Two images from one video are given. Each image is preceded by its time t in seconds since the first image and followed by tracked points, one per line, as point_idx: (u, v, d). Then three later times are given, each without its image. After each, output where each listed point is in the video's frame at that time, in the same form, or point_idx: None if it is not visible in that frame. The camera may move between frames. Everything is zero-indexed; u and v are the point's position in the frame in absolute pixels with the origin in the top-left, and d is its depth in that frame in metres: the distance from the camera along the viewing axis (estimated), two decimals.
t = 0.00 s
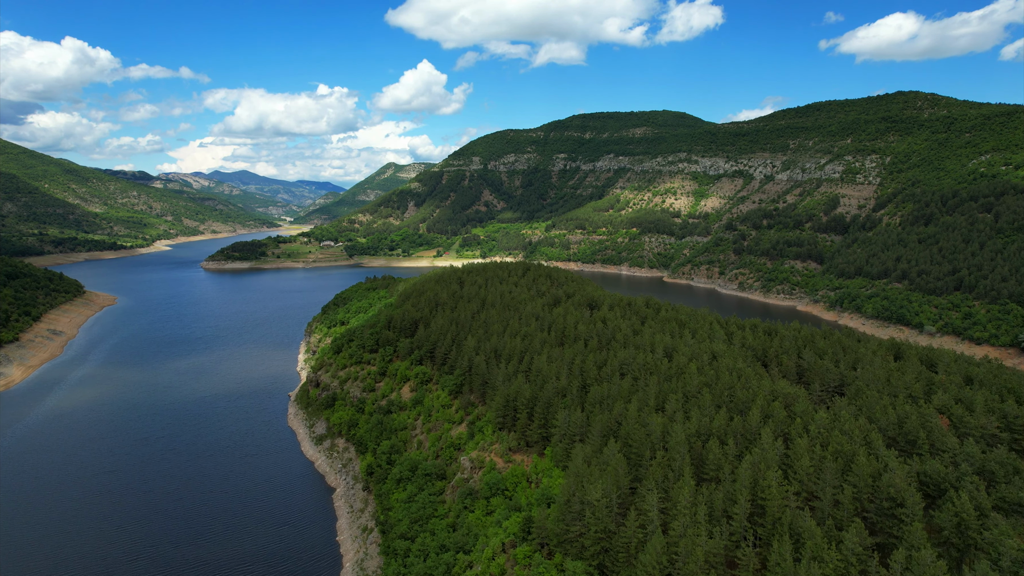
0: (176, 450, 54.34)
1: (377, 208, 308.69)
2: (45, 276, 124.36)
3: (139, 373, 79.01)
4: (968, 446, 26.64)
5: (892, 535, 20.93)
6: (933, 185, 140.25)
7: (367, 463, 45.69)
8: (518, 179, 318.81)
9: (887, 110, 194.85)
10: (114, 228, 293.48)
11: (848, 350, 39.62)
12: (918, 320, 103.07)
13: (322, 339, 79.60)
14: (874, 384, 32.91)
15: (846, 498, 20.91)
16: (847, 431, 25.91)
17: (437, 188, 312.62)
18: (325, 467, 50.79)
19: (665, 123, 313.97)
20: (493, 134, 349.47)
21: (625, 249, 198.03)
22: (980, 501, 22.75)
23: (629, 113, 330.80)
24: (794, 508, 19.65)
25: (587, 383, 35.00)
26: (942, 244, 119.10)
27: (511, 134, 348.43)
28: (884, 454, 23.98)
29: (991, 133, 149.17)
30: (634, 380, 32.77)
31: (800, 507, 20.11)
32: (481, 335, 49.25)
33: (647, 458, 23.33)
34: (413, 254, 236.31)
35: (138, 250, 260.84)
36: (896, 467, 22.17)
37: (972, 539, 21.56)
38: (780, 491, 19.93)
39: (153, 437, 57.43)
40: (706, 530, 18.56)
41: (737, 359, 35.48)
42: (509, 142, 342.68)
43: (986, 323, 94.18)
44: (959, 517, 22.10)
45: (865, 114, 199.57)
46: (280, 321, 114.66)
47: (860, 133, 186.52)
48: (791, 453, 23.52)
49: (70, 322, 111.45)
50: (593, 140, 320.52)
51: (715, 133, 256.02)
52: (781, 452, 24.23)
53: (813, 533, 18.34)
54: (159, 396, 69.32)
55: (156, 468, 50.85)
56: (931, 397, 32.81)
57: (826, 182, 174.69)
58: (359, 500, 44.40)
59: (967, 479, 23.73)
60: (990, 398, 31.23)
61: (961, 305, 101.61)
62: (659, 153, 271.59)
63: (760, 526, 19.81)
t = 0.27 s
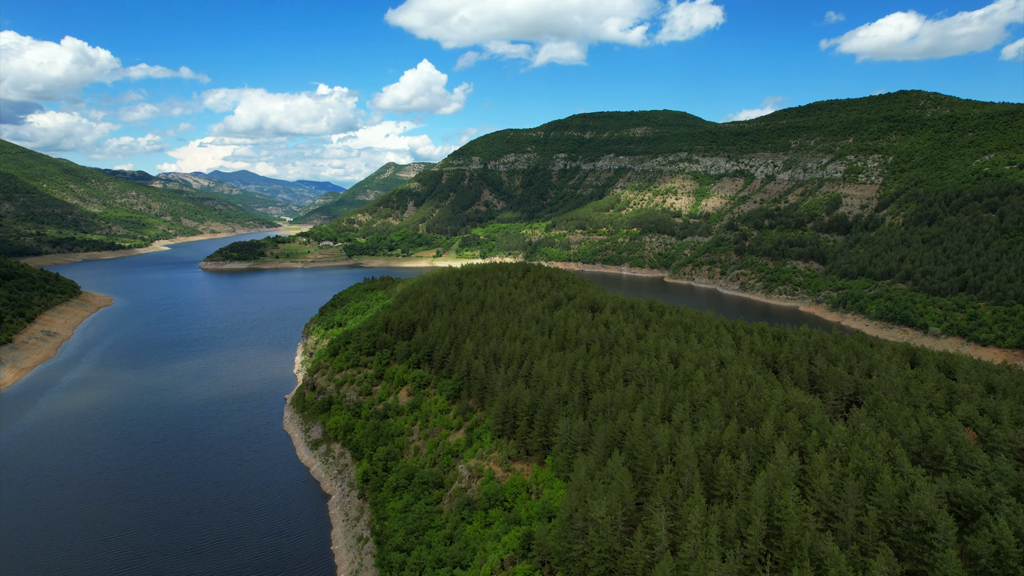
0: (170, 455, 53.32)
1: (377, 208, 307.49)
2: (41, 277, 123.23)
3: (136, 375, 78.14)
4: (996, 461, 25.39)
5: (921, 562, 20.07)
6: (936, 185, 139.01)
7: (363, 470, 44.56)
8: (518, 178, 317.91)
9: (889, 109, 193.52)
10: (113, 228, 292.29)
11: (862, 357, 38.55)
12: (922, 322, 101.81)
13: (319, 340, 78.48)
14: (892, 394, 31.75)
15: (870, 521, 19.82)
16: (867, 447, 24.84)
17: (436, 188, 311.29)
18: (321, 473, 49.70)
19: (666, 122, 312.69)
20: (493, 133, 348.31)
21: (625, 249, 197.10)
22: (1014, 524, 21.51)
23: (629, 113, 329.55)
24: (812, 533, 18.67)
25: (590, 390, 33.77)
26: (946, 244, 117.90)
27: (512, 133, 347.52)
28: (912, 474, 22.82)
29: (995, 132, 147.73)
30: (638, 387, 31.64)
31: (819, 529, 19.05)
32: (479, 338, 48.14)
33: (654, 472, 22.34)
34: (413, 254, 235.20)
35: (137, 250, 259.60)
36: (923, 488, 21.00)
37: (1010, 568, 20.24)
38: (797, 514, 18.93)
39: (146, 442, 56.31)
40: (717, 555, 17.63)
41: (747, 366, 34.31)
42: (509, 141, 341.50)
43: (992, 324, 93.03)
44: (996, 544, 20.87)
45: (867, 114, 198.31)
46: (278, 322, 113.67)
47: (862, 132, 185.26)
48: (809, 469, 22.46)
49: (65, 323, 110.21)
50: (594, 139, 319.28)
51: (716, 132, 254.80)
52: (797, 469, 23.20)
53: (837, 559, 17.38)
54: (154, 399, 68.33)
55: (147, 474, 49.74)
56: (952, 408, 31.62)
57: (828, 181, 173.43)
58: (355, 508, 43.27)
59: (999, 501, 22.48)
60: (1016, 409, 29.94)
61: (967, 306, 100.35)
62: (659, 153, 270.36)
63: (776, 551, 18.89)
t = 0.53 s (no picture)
0: (163, 461, 51.98)
1: (376, 208, 306.16)
2: (37, 277, 122.00)
3: (130, 378, 76.79)
4: None
5: None
6: (940, 185, 137.74)
7: (358, 477, 43.36)
8: (518, 178, 316.78)
9: (891, 108, 192.13)
10: (111, 228, 291.01)
11: (876, 363, 37.31)
12: (927, 322, 100.43)
13: (316, 342, 77.26)
14: (909, 405, 30.61)
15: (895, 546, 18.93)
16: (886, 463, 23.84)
17: (436, 187, 310.01)
18: (316, 478, 48.60)
19: (666, 122, 311.26)
20: (493, 133, 346.94)
21: (626, 249, 195.95)
22: None
23: (629, 112, 328.14)
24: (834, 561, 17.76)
25: (592, 397, 32.56)
26: (950, 244, 116.69)
27: (512, 133, 346.10)
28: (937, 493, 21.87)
29: (999, 130, 146.20)
30: (642, 394, 30.55)
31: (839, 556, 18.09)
32: (478, 342, 46.94)
33: (662, 488, 21.34)
34: (412, 254, 234.03)
35: (135, 250, 258.36)
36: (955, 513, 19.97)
37: None
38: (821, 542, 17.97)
39: (138, 447, 54.96)
40: None
41: (756, 373, 33.16)
42: (509, 141, 340.03)
43: (998, 326, 91.88)
44: None
45: (869, 113, 196.90)
46: (275, 323, 112.45)
47: (864, 131, 183.93)
48: (830, 489, 21.51)
49: (60, 324, 109.01)
50: (594, 139, 317.86)
51: (717, 132, 253.46)
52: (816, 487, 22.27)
53: None
54: (148, 403, 66.96)
55: (139, 481, 48.38)
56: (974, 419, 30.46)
57: (830, 181, 172.16)
58: (350, 517, 42.08)
59: None
60: None
61: (972, 307, 99.15)
62: (660, 152, 268.96)
63: None
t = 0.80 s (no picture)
0: (155, 467, 50.71)
1: (375, 207, 304.80)
2: (33, 278, 120.89)
3: (124, 382, 75.51)
4: None
5: None
6: (944, 184, 136.45)
7: (353, 485, 42.15)
8: (518, 178, 315.56)
9: (893, 107, 190.73)
10: (109, 228, 289.90)
11: (890, 370, 36.19)
12: (932, 323, 99.13)
13: (312, 344, 75.98)
14: (928, 416, 29.49)
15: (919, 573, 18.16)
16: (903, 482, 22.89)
17: (435, 187, 308.67)
18: (310, 485, 47.43)
19: (666, 121, 309.80)
20: (493, 133, 345.76)
21: (626, 249, 194.83)
22: None
23: (629, 112, 326.76)
24: None
25: (594, 405, 31.32)
26: (955, 244, 115.46)
27: (511, 132, 344.80)
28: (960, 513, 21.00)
29: (1002, 129, 144.81)
30: (647, 403, 29.46)
31: None
32: (477, 345, 45.78)
33: (672, 507, 20.46)
34: (411, 254, 232.77)
35: (133, 250, 257.21)
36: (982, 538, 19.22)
37: None
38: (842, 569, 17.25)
39: (130, 453, 53.69)
40: None
41: (767, 381, 32.05)
42: (509, 141, 338.62)
43: (1004, 327, 90.59)
44: None
45: (871, 112, 195.55)
46: (273, 325, 111.25)
47: (866, 131, 182.61)
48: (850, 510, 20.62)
49: (55, 325, 107.92)
50: (594, 138, 316.60)
51: (717, 131, 252.10)
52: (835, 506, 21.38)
53: None
54: (141, 408, 65.63)
55: (130, 488, 47.09)
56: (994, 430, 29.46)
57: (832, 180, 170.83)
58: (345, 526, 40.87)
59: None
60: None
61: (977, 308, 97.87)
62: (660, 151, 267.66)
63: None
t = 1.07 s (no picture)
0: (146, 474, 49.51)
1: (374, 207, 303.56)
2: (28, 279, 119.73)
3: (118, 385, 74.39)
4: None
5: None
6: (947, 183, 135.17)
7: (348, 493, 40.88)
8: (518, 177, 314.49)
9: (895, 106, 189.34)
10: (107, 228, 288.76)
11: (904, 378, 35.08)
12: (937, 324, 97.79)
13: (309, 346, 74.71)
14: (945, 428, 28.46)
15: None
16: (924, 503, 21.85)
17: (435, 186, 307.31)
18: (304, 492, 46.20)
19: (667, 120, 308.51)
20: (492, 133, 344.56)
21: (627, 249, 193.78)
22: None
23: (630, 111, 325.50)
24: None
25: (597, 413, 30.02)
26: (959, 244, 114.17)
27: (511, 132, 343.44)
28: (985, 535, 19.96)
29: (1006, 128, 143.40)
30: (652, 411, 28.35)
31: None
32: (475, 349, 44.54)
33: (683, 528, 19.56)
34: (410, 254, 231.61)
35: (131, 250, 255.93)
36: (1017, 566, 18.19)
37: None
38: None
39: (121, 459, 52.47)
40: None
41: (778, 390, 30.94)
42: (509, 140, 337.25)
43: (1011, 328, 89.26)
44: None
45: (873, 110, 194.18)
46: (270, 326, 110.07)
47: (868, 130, 181.28)
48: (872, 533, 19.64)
49: (49, 327, 106.76)
50: (594, 137, 315.32)
51: (718, 130, 250.78)
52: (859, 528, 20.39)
53: None
54: (133, 412, 64.40)
55: (120, 496, 45.87)
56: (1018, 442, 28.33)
57: (834, 180, 169.63)
58: (339, 536, 39.63)
59: None
60: None
61: (983, 308, 96.52)
62: (661, 151, 266.44)
63: None
